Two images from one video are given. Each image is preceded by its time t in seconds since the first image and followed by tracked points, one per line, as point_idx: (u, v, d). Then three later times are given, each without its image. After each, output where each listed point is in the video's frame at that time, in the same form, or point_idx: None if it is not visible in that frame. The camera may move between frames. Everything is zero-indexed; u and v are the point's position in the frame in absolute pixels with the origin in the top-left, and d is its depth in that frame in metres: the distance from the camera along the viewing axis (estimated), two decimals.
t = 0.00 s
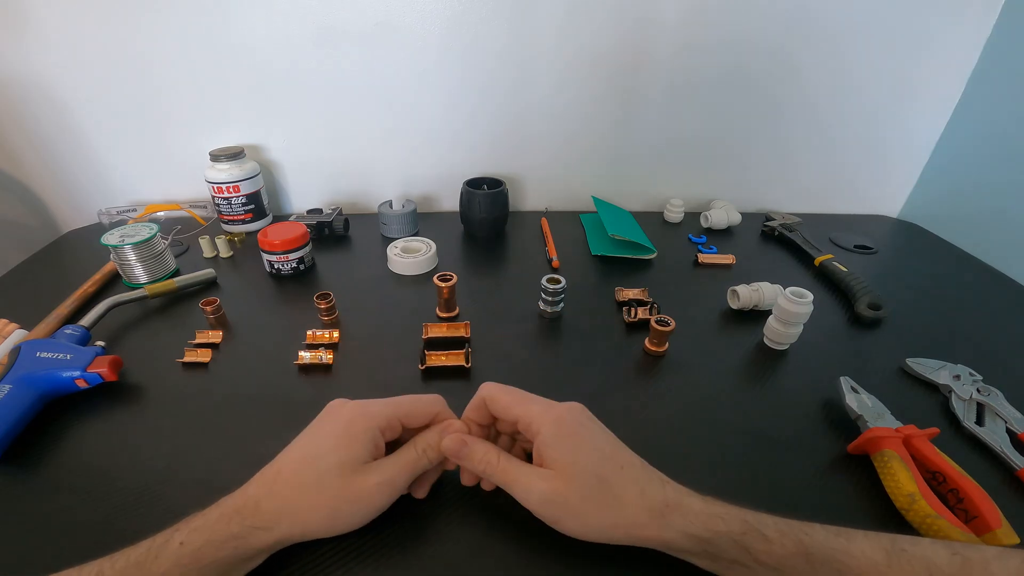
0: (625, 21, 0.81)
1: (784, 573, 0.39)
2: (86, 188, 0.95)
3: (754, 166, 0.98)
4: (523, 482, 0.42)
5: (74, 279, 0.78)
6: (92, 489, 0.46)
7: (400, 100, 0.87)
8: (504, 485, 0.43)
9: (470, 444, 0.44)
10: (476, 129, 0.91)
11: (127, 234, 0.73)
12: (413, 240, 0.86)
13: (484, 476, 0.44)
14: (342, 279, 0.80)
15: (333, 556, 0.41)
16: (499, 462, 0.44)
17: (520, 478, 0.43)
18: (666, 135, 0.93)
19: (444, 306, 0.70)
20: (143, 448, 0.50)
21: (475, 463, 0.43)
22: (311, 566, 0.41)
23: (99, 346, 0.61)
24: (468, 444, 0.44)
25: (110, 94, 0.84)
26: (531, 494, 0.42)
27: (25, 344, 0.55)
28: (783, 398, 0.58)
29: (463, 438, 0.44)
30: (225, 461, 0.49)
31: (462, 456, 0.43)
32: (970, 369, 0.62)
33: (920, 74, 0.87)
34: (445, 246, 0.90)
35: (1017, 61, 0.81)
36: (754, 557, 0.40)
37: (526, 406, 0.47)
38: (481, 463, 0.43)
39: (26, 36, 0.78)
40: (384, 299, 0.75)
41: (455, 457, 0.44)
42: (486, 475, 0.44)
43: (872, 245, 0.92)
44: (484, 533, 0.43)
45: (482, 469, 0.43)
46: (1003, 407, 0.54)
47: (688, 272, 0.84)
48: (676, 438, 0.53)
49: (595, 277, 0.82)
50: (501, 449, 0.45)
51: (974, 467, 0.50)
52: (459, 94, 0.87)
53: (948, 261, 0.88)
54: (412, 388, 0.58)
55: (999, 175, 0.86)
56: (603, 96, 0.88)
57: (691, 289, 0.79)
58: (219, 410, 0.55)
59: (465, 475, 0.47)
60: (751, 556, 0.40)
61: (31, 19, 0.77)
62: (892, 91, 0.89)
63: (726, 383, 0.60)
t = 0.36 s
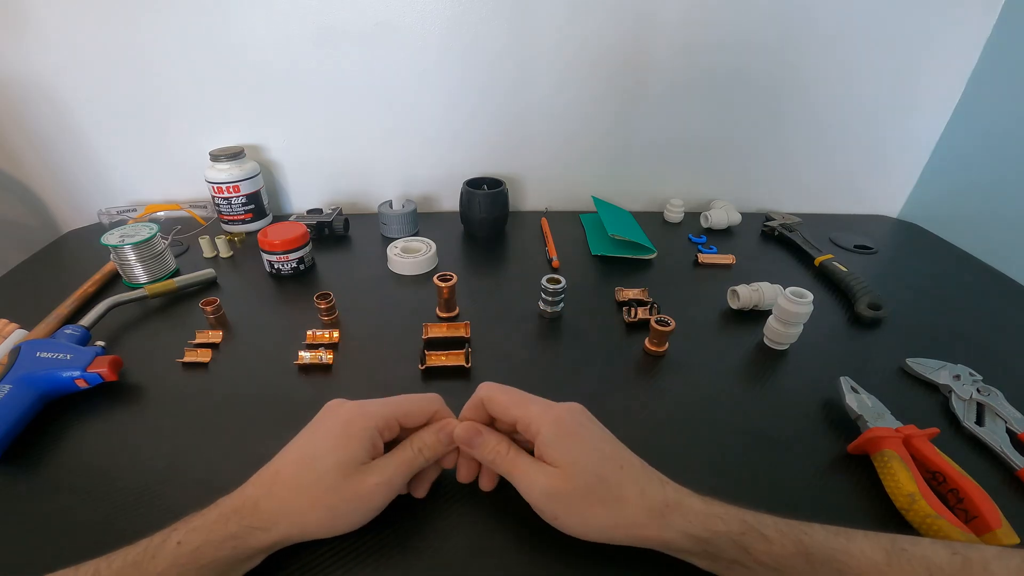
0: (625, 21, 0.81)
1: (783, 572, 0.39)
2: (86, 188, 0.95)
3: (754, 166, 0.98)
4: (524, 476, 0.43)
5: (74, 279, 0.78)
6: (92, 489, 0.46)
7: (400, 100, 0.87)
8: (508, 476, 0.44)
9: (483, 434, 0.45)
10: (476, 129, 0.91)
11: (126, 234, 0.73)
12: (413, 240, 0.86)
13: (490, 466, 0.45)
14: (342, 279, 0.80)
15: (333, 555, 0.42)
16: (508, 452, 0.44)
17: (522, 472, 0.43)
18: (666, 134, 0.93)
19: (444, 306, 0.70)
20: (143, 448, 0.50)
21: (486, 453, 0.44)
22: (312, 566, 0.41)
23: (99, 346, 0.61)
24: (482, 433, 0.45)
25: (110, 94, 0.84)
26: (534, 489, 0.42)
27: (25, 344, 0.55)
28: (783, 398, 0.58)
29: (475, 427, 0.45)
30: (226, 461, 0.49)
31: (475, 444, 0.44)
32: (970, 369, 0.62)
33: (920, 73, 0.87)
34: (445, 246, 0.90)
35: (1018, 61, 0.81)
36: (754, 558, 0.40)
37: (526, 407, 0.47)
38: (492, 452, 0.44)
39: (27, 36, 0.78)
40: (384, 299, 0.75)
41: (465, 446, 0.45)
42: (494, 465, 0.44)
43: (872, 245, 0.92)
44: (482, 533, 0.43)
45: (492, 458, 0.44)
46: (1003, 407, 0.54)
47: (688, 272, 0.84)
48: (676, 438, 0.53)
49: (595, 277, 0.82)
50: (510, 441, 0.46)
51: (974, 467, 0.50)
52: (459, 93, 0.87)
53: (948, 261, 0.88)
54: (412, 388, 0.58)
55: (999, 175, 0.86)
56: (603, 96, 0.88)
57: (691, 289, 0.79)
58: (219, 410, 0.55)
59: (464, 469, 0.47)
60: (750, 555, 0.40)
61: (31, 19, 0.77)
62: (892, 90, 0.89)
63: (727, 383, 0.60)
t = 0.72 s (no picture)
0: (624, 21, 0.81)
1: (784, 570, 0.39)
2: (86, 188, 0.95)
3: (755, 166, 0.98)
4: (528, 474, 0.43)
5: (73, 279, 0.78)
6: (92, 489, 0.46)
7: (400, 100, 0.87)
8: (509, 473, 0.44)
9: (487, 430, 0.45)
10: (476, 129, 0.91)
11: (126, 234, 0.73)
12: (413, 240, 0.86)
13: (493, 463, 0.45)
14: (342, 279, 0.80)
15: (333, 555, 0.42)
16: (512, 448, 0.44)
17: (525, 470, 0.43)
18: (666, 134, 0.93)
19: (443, 306, 0.70)
20: (143, 448, 0.50)
21: (489, 449, 0.44)
22: (311, 565, 0.41)
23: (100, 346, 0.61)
24: (485, 429, 0.45)
25: (110, 94, 0.84)
26: (535, 487, 0.42)
27: (25, 344, 0.55)
28: (783, 398, 0.58)
29: (480, 423, 0.45)
30: (225, 461, 0.49)
31: (479, 440, 0.44)
32: (970, 369, 0.62)
33: (920, 73, 0.87)
34: (445, 246, 0.90)
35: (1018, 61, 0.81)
36: (754, 556, 0.40)
37: (528, 406, 0.47)
38: (494, 449, 0.44)
39: (26, 36, 0.78)
40: (384, 299, 0.75)
41: (467, 442, 0.45)
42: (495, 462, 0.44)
43: (872, 245, 0.92)
44: (481, 533, 0.43)
45: (495, 454, 0.44)
46: (1003, 407, 0.54)
47: (688, 272, 0.84)
48: (676, 438, 0.53)
49: (595, 277, 0.82)
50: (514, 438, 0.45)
51: (974, 467, 0.50)
52: (459, 94, 0.87)
53: (948, 261, 0.88)
54: (412, 388, 0.58)
55: (999, 175, 0.86)
56: (603, 96, 0.88)
57: (691, 289, 0.79)
58: (219, 409, 0.55)
59: (466, 471, 0.47)
60: (751, 553, 0.40)
61: (31, 19, 0.77)
62: (892, 90, 0.89)
63: (727, 383, 0.60)
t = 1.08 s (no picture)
0: (624, 21, 0.81)
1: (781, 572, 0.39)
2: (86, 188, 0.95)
3: (754, 167, 0.98)
4: (527, 479, 0.42)
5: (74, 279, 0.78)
6: (90, 489, 0.46)
7: (400, 100, 0.87)
8: (507, 479, 0.43)
9: (480, 434, 0.43)
10: (477, 130, 0.91)
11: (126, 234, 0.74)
12: (413, 240, 0.86)
13: (489, 469, 0.43)
14: (342, 279, 0.80)
15: (330, 556, 0.42)
16: (508, 452, 0.43)
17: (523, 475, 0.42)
18: (666, 134, 0.93)
19: (444, 306, 0.70)
20: (143, 447, 0.50)
21: (484, 454, 0.43)
22: (308, 566, 0.41)
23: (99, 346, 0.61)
24: (479, 433, 0.43)
25: (110, 94, 0.84)
26: (538, 491, 0.41)
27: (25, 344, 0.54)
28: (783, 399, 0.58)
29: (473, 427, 0.43)
30: (225, 461, 0.49)
31: (472, 445, 0.43)
32: (970, 369, 0.62)
33: (920, 73, 0.87)
34: (445, 246, 0.90)
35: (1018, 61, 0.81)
36: (752, 558, 0.40)
37: (523, 410, 0.46)
38: (490, 453, 0.42)
39: (27, 37, 0.78)
40: (384, 299, 0.75)
41: (462, 448, 0.43)
42: (493, 468, 0.43)
43: (872, 245, 0.92)
44: (480, 533, 0.43)
45: (490, 459, 0.42)
46: (1003, 407, 0.54)
47: (688, 272, 0.84)
48: (675, 438, 0.53)
49: (595, 277, 0.82)
50: (509, 443, 0.44)
51: (974, 468, 0.50)
52: (459, 94, 0.87)
53: (948, 261, 0.88)
54: (412, 388, 0.58)
55: (998, 175, 0.86)
56: (603, 95, 0.88)
57: (691, 289, 0.79)
58: (219, 409, 0.55)
59: (463, 481, 0.45)
60: (749, 554, 0.40)
61: (32, 20, 0.77)
62: (891, 91, 0.89)
63: (726, 382, 0.60)
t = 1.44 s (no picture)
0: (625, 21, 0.80)
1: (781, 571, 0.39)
2: (85, 188, 0.94)
3: (754, 167, 0.98)
4: (528, 479, 0.42)
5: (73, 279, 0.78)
6: (90, 489, 0.46)
7: (400, 100, 0.87)
8: (509, 478, 0.43)
9: (481, 434, 0.43)
10: (477, 129, 0.91)
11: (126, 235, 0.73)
12: (413, 240, 0.86)
13: (491, 469, 0.43)
14: (342, 279, 0.80)
15: (330, 556, 0.42)
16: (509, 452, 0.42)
17: (525, 475, 0.42)
18: (666, 134, 0.93)
19: (444, 306, 0.70)
20: (143, 447, 0.50)
21: (485, 454, 0.42)
22: (308, 566, 0.41)
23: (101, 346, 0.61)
24: (480, 433, 0.43)
25: (109, 94, 0.84)
26: (539, 490, 0.41)
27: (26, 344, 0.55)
28: (783, 399, 0.58)
29: (474, 427, 0.43)
30: (225, 460, 0.49)
31: (473, 445, 0.42)
32: (970, 369, 0.62)
33: (920, 73, 0.87)
34: (445, 246, 0.90)
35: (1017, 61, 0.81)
36: (752, 557, 0.40)
37: (524, 410, 0.46)
38: (491, 453, 0.42)
39: (25, 36, 0.78)
40: (384, 300, 0.75)
41: (463, 448, 0.43)
42: (494, 468, 0.43)
43: (871, 245, 0.92)
44: (480, 533, 0.43)
45: (492, 459, 0.42)
46: (1003, 407, 0.54)
47: (688, 272, 0.84)
48: (675, 438, 0.53)
49: (594, 277, 0.82)
50: (510, 442, 0.44)
51: (974, 468, 0.50)
52: (459, 94, 0.87)
53: (948, 261, 0.88)
54: (412, 388, 0.58)
55: (998, 175, 0.87)
56: (603, 96, 0.88)
57: (691, 289, 0.79)
58: (218, 409, 0.55)
59: (466, 480, 0.45)
60: (749, 554, 0.40)
61: (31, 19, 0.77)
62: (892, 91, 0.89)
63: (726, 382, 0.60)
